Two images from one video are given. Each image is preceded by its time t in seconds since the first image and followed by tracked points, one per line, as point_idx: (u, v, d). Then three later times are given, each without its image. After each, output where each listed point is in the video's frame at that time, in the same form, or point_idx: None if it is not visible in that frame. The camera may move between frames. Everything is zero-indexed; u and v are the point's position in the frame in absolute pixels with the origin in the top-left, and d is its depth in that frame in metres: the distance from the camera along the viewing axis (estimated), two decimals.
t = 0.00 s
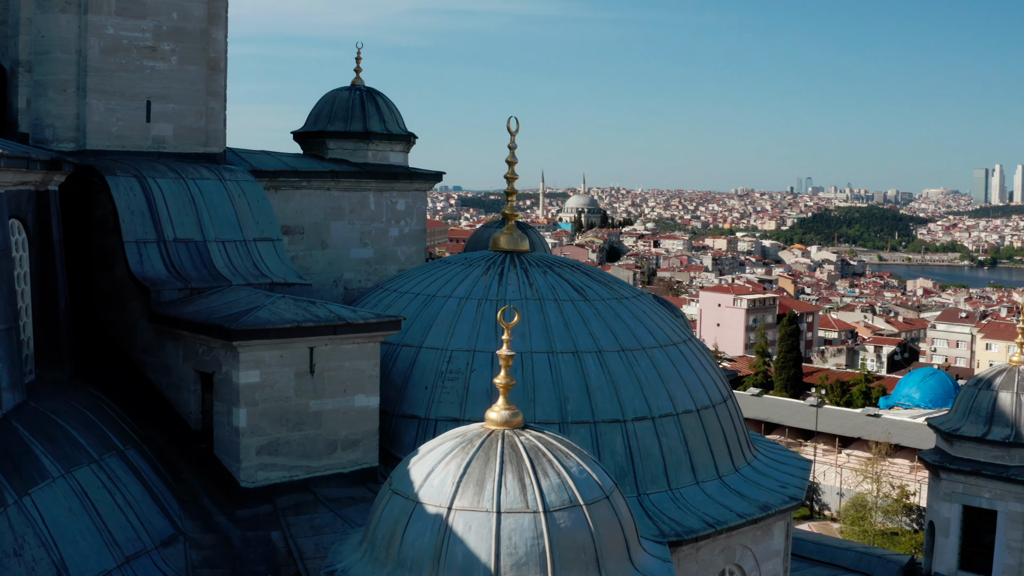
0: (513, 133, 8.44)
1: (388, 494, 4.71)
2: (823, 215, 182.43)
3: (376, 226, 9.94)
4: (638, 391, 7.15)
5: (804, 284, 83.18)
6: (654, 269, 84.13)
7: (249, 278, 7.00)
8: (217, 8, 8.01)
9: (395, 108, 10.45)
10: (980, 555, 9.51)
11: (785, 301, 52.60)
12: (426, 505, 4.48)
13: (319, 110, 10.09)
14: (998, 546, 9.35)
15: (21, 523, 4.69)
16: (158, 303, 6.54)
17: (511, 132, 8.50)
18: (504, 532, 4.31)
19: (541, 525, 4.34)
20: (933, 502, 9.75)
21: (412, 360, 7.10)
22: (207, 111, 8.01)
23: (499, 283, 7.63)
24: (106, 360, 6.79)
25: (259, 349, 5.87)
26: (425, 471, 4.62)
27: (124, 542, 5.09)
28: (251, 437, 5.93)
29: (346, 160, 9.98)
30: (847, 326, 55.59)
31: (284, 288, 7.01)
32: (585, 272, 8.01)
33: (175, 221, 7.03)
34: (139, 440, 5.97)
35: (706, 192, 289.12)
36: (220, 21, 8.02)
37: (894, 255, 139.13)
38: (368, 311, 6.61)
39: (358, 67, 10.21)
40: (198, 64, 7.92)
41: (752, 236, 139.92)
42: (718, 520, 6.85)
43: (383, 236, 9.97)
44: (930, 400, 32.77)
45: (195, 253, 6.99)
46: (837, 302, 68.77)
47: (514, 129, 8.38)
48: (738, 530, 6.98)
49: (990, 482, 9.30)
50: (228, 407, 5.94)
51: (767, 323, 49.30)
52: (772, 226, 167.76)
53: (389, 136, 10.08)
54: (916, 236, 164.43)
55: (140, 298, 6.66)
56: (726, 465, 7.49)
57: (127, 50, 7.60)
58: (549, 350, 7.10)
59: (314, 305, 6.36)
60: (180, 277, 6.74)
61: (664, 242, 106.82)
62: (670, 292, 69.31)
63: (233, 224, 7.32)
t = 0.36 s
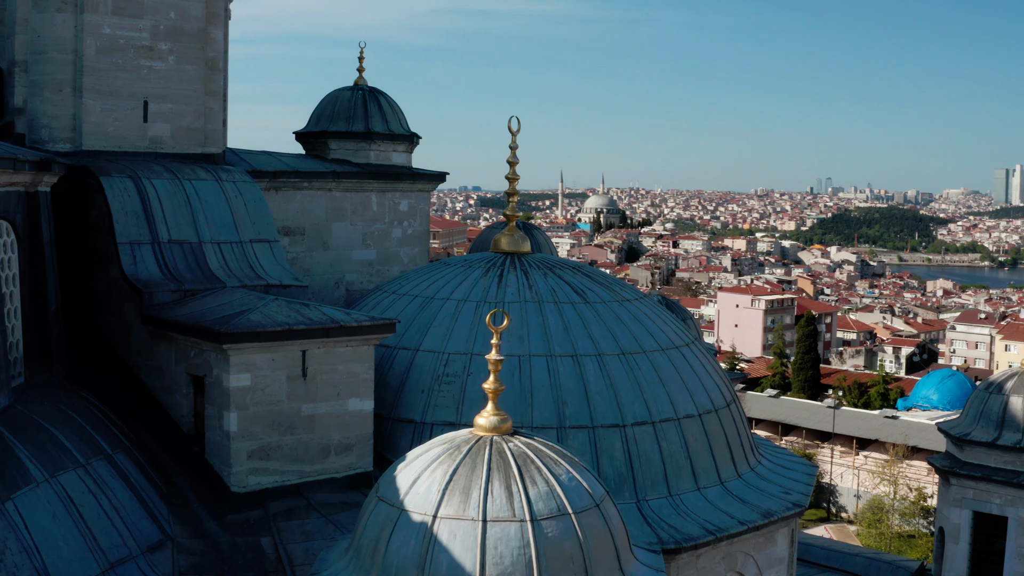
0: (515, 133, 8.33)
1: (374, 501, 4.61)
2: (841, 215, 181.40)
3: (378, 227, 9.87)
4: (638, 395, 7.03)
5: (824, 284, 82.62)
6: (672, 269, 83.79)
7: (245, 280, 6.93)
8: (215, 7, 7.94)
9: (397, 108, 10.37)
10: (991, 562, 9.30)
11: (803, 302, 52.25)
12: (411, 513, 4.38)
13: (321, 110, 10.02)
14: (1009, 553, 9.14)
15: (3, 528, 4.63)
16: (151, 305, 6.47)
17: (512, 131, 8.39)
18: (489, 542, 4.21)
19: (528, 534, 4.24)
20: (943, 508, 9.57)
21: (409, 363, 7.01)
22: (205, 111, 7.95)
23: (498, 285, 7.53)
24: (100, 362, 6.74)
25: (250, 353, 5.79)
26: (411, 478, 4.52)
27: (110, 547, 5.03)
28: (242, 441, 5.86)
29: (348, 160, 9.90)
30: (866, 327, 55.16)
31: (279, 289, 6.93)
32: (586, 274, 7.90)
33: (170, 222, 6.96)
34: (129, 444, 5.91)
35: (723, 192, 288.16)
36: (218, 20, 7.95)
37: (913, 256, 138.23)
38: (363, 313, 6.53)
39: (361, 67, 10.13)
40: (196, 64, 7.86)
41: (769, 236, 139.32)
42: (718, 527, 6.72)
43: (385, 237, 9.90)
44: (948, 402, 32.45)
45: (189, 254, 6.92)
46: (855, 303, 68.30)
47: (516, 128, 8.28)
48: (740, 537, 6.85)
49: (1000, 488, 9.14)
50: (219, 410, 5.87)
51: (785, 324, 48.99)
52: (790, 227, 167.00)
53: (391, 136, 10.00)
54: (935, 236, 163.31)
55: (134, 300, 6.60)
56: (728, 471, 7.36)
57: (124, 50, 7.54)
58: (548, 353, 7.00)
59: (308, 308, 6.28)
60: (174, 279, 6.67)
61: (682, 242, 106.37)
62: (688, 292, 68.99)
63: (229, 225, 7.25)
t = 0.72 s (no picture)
0: (517, 132, 8.24)
1: (363, 508, 4.53)
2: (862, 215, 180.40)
3: (381, 228, 9.80)
4: (640, 399, 6.92)
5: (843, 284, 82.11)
6: (689, 269, 83.50)
7: (242, 281, 6.86)
8: (214, 6, 7.88)
9: (402, 108, 10.30)
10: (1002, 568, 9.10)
11: (821, 303, 51.94)
12: (398, 521, 4.30)
13: (325, 110, 9.96)
14: (1021, 559, 8.96)
15: None
16: (146, 307, 6.42)
17: (515, 131, 8.29)
18: (477, 550, 4.12)
19: (517, 543, 4.14)
20: (953, 513, 9.42)
21: (407, 366, 6.93)
22: (205, 111, 7.89)
23: (499, 286, 7.44)
24: (97, 364, 6.69)
25: (243, 355, 5.72)
26: (400, 484, 4.43)
27: (98, 553, 4.97)
28: (236, 445, 5.79)
29: (352, 160, 9.83)
30: (885, 327, 54.74)
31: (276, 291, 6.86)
32: (588, 276, 7.80)
33: (167, 224, 6.91)
34: (122, 447, 5.85)
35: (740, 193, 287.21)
36: (218, 19, 7.89)
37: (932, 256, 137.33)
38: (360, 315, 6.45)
39: (365, 66, 10.07)
40: (196, 63, 7.79)
41: (787, 237, 138.74)
42: (720, 533, 6.60)
43: (389, 238, 9.83)
44: (966, 404, 32.13)
45: (187, 256, 6.87)
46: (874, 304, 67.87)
47: (519, 128, 8.18)
48: (743, 543, 6.73)
49: (1012, 494, 8.98)
50: (212, 414, 5.80)
51: (802, 325, 48.71)
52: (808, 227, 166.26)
53: (395, 136, 9.92)
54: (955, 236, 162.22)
55: (129, 302, 6.55)
56: (732, 476, 7.24)
57: (122, 50, 7.49)
58: (548, 356, 6.90)
59: (303, 310, 6.21)
60: (170, 281, 6.61)
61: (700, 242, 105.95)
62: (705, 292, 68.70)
63: (227, 226, 7.19)
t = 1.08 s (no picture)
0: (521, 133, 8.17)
1: (350, 515, 4.44)
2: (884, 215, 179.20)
3: (387, 229, 9.71)
4: (643, 404, 6.80)
5: (865, 284, 81.57)
6: (710, 269, 83.16)
7: (239, 283, 6.78)
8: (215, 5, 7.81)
9: (408, 108, 10.21)
10: None
11: (843, 303, 51.53)
12: (385, 529, 4.20)
13: (330, 110, 9.90)
14: None
15: None
16: (141, 309, 6.35)
17: (518, 131, 8.20)
18: (463, 560, 4.02)
19: (504, 553, 4.04)
20: (966, 519, 9.24)
21: (407, 369, 6.84)
22: (206, 111, 7.82)
23: (501, 289, 7.34)
24: (94, 366, 6.64)
25: (236, 358, 5.64)
26: (388, 491, 4.34)
27: (85, 559, 4.92)
28: (229, 449, 5.71)
29: (357, 161, 9.76)
30: (907, 328, 54.29)
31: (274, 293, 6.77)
32: (593, 278, 7.69)
33: (165, 225, 6.84)
34: (116, 451, 5.79)
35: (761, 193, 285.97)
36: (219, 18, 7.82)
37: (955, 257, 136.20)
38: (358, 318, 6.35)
39: (371, 66, 9.99)
40: (197, 63, 7.71)
41: (808, 237, 137.99)
42: (724, 542, 6.47)
43: (395, 239, 9.74)
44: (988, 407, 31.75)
45: (184, 258, 6.81)
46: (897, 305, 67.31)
47: (523, 128, 8.08)
48: (747, 552, 6.60)
49: None
50: (205, 418, 5.73)
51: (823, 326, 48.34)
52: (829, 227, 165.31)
53: (400, 136, 9.84)
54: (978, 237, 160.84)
55: (126, 304, 6.49)
56: (737, 482, 7.10)
57: (122, 49, 7.43)
58: (549, 360, 6.80)
59: (299, 312, 6.12)
60: (166, 283, 6.54)
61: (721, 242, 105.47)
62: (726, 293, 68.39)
63: (227, 228, 7.12)
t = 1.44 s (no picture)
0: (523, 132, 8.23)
1: (334, 523, 4.35)
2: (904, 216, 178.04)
3: (391, 230, 9.63)
4: (643, 408, 6.68)
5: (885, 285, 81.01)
6: (729, 270, 82.81)
7: (235, 285, 6.71)
8: (215, 4, 7.75)
9: (412, 108, 10.13)
10: None
11: (863, 305, 51.14)
12: (368, 538, 4.11)
13: (334, 109, 9.83)
14: None
15: None
16: (135, 311, 6.29)
17: (521, 131, 8.11)
18: (447, 570, 3.92)
19: (490, 563, 3.94)
20: (978, 526, 9.06)
21: (404, 372, 6.76)
22: (206, 111, 7.76)
23: (501, 290, 7.25)
24: (90, 369, 6.59)
25: (227, 361, 5.56)
26: (372, 498, 4.25)
27: (67, 562, 4.92)
28: (220, 453, 5.64)
29: (360, 161, 9.67)
30: (927, 330, 53.82)
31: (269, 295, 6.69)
32: (595, 280, 7.58)
33: (160, 226, 6.78)
34: (106, 454, 5.74)
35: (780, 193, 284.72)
36: (218, 17, 7.76)
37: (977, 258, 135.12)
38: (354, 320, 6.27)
39: (375, 65, 9.91)
40: (196, 62, 7.66)
41: (828, 237, 137.24)
42: (724, 549, 6.35)
43: (399, 240, 9.66)
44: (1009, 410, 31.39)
45: (180, 259, 6.75)
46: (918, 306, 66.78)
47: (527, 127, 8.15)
48: (748, 560, 6.47)
49: None
50: (196, 421, 5.66)
51: (842, 328, 48.00)
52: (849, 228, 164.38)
53: (404, 136, 9.76)
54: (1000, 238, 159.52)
55: (119, 306, 6.43)
56: (740, 489, 6.97)
57: (120, 49, 7.38)
58: (548, 363, 6.70)
59: (293, 315, 6.04)
60: (161, 284, 6.48)
61: (741, 242, 104.96)
62: (745, 294, 68.05)
63: (223, 228, 7.05)
